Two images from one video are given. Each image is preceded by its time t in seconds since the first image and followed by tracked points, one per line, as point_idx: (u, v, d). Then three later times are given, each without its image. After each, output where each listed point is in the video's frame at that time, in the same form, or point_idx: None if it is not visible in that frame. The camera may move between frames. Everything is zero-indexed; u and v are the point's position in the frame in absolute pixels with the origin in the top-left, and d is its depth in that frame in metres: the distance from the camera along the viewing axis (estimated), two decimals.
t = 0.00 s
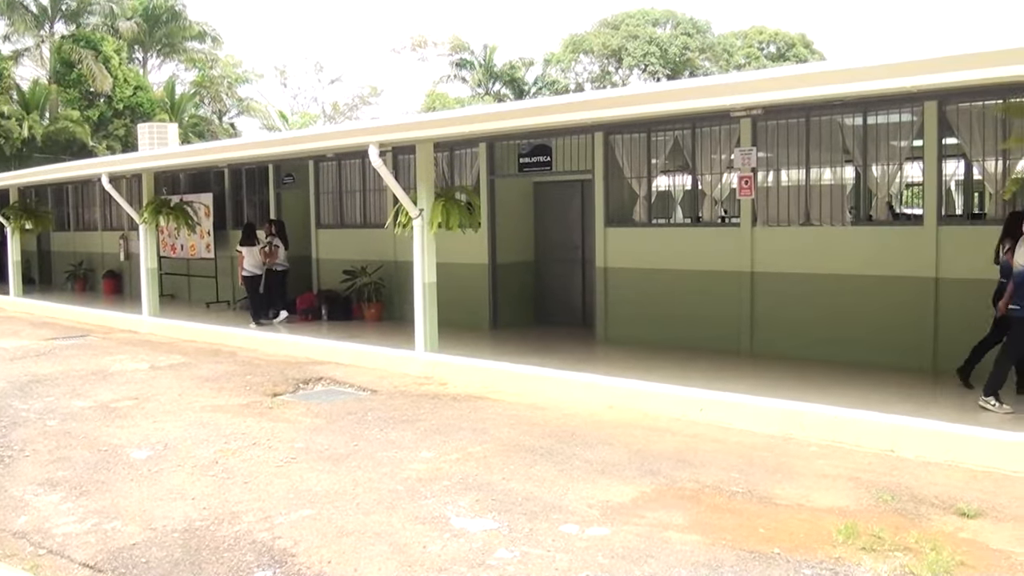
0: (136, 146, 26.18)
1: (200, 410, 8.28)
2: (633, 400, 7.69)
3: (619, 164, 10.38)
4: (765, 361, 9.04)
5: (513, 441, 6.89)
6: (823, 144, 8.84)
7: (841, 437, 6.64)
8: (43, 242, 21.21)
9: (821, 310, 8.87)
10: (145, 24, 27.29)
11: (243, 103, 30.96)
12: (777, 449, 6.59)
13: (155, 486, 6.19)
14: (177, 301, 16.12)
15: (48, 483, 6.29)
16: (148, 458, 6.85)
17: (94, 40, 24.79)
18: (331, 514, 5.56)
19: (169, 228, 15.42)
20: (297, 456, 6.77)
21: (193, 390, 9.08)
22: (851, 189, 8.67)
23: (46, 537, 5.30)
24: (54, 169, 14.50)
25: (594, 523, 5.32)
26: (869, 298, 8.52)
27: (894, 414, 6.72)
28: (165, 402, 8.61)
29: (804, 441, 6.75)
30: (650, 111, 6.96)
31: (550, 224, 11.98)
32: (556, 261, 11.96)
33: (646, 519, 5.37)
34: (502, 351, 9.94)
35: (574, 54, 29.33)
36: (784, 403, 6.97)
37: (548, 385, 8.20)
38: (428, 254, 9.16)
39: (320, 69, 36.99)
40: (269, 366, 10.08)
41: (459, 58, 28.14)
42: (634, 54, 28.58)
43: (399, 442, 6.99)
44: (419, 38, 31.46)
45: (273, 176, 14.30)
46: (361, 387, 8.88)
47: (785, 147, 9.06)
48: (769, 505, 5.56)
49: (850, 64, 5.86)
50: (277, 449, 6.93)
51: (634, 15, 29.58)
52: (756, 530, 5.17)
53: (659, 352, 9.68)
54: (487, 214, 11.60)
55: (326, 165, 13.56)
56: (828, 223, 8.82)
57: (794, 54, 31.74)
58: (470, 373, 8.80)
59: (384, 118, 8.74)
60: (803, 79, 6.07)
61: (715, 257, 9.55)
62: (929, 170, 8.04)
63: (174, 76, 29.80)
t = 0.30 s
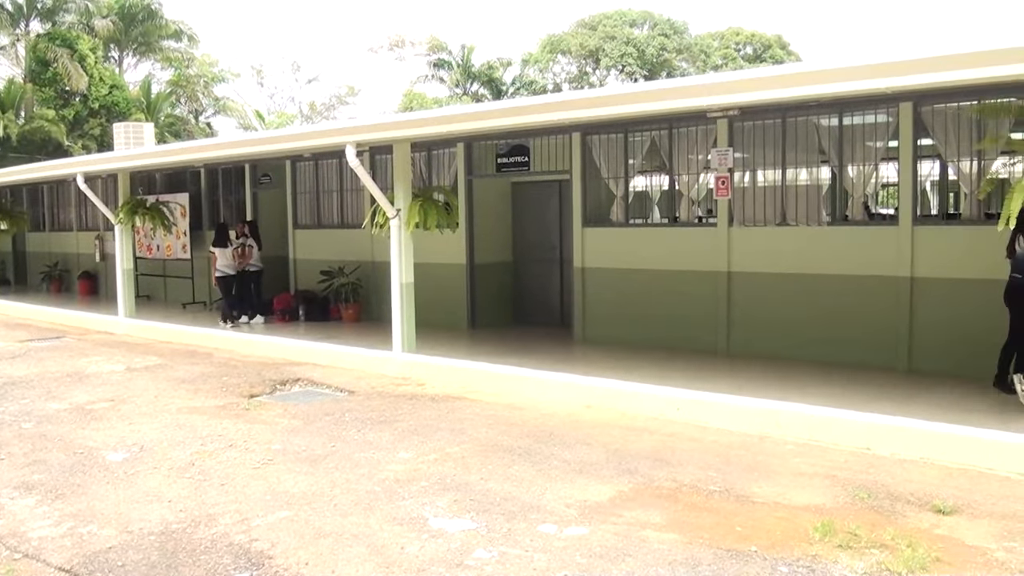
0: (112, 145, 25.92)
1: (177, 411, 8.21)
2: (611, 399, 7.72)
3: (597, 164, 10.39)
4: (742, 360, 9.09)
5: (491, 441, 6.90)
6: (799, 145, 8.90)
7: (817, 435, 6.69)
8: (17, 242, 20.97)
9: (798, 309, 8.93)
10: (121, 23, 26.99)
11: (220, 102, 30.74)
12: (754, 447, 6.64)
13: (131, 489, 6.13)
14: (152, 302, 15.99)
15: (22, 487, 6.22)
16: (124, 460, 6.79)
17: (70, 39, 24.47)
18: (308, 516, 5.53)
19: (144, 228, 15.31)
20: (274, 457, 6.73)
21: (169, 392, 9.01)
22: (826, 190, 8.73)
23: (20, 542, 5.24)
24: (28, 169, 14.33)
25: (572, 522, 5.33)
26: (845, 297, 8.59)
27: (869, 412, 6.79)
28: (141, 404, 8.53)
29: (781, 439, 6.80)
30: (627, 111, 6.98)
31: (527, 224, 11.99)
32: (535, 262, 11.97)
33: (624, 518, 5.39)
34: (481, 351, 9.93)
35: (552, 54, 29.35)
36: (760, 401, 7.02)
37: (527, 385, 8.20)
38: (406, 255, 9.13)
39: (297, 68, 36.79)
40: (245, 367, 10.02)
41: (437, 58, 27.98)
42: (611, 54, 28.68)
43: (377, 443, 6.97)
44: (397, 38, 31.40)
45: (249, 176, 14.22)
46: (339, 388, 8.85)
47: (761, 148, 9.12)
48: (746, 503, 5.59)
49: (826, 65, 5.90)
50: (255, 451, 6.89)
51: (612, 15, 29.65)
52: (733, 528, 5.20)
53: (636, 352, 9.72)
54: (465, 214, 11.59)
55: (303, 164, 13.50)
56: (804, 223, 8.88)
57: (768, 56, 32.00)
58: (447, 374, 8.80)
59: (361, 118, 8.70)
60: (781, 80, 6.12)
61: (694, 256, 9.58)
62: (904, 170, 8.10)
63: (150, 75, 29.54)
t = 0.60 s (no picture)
0: (86, 145, 25.65)
1: (151, 413, 8.14)
2: (588, 399, 7.73)
3: (573, 165, 10.41)
4: (718, 359, 9.13)
5: (468, 441, 6.89)
6: (774, 145, 8.95)
7: (792, 434, 6.74)
8: None
9: (773, 309, 9.00)
10: (96, 22, 26.70)
11: (195, 101, 30.49)
12: (729, 446, 6.67)
13: (105, 492, 6.07)
14: (127, 303, 15.85)
15: None
16: (98, 463, 6.72)
17: (44, 37, 23.93)
18: (284, 518, 5.51)
19: (119, 229, 15.19)
20: (249, 459, 6.70)
21: (144, 394, 8.93)
22: (801, 190, 8.80)
23: None
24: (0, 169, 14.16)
25: (549, 522, 5.34)
26: (820, 297, 8.66)
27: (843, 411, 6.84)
28: (115, 406, 8.45)
29: (757, 438, 6.84)
30: (603, 112, 7.00)
31: (504, 224, 11.99)
32: (511, 262, 11.98)
33: (600, 518, 5.40)
34: (458, 351, 9.92)
35: (528, 54, 29.14)
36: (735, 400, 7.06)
37: (504, 385, 8.20)
38: (382, 256, 9.10)
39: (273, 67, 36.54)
40: (221, 368, 9.95)
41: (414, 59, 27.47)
42: (588, 55, 28.68)
43: (353, 444, 6.95)
44: (373, 37, 31.30)
45: (225, 176, 14.13)
46: (315, 389, 8.81)
47: (736, 149, 9.17)
48: (722, 502, 5.61)
49: (802, 66, 5.94)
50: (230, 453, 6.85)
51: (588, 15, 29.65)
52: (709, 527, 5.22)
53: (612, 352, 9.74)
54: (442, 215, 11.57)
55: (278, 164, 13.43)
56: (778, 223, 8.95)
57: (746, 57, 32.37)
58: (424, 374, 8.78)
59: (337, 118, 8.66)
60: (756, 81, 6.16)
61: (671, 257, 9.62)
62: (878, 171, 8.18)
63: (125, 74, 29.27)
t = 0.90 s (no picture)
0: (59, 145, 25.26)
1: (125, 416, 8.06)
2: (564, 399, 7.74)
3: (549, 166, 10.43)
4: (694, 358, 9.18)
5: (443, 441, 6.88)
6: (748, 146, 9.01)
7: (767, 432, 6.79)
8: None
9: (748, 308, 9.05)
10: (69, 20, 26.32)
11: (170, 101, 30.20)
12: (704, 445, 6.71)
13: (79, 496, 6.01)
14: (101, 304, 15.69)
15: None
16: (72, 466, 6.65)
17: (17, 35, 23.20)
18: (259, 520, 5.47)
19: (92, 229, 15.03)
20: (224, 461, 6.65)
21: (117, 396, 8.85)
22: (775, 191, 8.86)
23: None
24: None
25: (525, 522, 5.34)
26: (795, 296, 8.73)
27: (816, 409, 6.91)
28: (89, 409, 8.36)
29: (731, 436, 6.88)
30: (579, 112, 7.01)
31: (479, 225, 11.99)
32: (487, 262, 11.98)
33: (576, 517, 5.41)
34: (434, 352, 9.91)
35: (504, 55, 28.98)
36: (710, 399, 7.10)
37: (480, 386, 8.20)
38: (357, 256, 9.07)
39: (248, 67, 36.27)
40: (196, 369, 9.88)
41: (388, 58, 27.58)
42: (564, 56, 28.59)
43: (329, 445, 6.92)
44: (348, 36, 31.17)
45: (199, 176, 14.02)
46: (289, 390, 8.77)
47: (710, 150, 9.22)
48: (697, 501, 5.64)
49: (776, 67, 5.98)
50: (205, 455, 6.80)
51: (564, 17, 29.55)
52: (685, 525, 5.25)
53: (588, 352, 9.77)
54: (417, 215, 11.55)
55: (253, 164, 13.36)
56: (752, 223, 9.00)
57: (721, 58, 32.68)
58: (401, 374, 8.76)
59: (313, 118, 8.63)
60: (731, 82, 6.20)
61: (647, 257, 9.66)
62: (852, 171, 8.26)
63: (99, 73, 28.94)
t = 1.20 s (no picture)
0: (32, 144, 24.87)
1: (99, 418, 7.98)
2: (540, 398, 7.75)
3: (525, 165, 10.43)
4: (669, 357, 9.22)
5: (419, 442, 6.87)
6: (722, 147, 9.06)
7: (741, 431, 6.83)
8: None
9: (723, 307, 9.10)
10: (43, 18, 25.95)
11: (144, 100, 29.94)
12: (679, 444, 6.74)
13: (52, 499, 5.94)
14: (74, 305, 15.53)
15: None
16: (44, 469, 6.57)
17: None
18: (234, 522, 5.43)
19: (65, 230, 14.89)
20: (198, 463, 6.60)
21: (91, 398, 8.75)
22: (749, 191, 8.91)
23: None
24: None
25: (501, 522, 5.34)
26: (769, 296, 8.78)
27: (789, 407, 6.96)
28: (62, 411, 8.27)
29: (706, 435, 6.92)
30: (554, 112, 7.02)
31: (455, 225, 11.98)
32: (463, 262, 11.98)
33: (552, 516, 5.42)
34: (409, 352, 9.89)
35: (480, 55, 28.96)
36: (686, 399, 7.14)
37: (456, 386, 8.20)
38: (332, 256, 9.03)
39: (223, 65, 36.01)
40: (170, 371, 9.81)
41: (364, 57, 27.54)
42: (539, 56, 28.47)
43: (304, 446, 6.89)
44: (323, 35, 31.04)
45: (173, 176, 13.91)
46: (264, 391, 8.71)
47: (685, 150, 9.26)
48: (672, 499, 5.67)
49: (751, 68, 6.02)
50: (179, 457, 6.74)
51: (540, 17, 29.35)
52: (660, 524, 5.27)
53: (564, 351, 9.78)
54: (393, 215, 11.52)
55: (227, 164, 13.28)
56: (726, 223, 9.05)
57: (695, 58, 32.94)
58: (376, 375, 8.73)
59: (287, 117, 8.58)
60: (705, 82, 6.24)
61: (622, 257, 9.69)
62: (826, 171, 8.33)
63: (72, 71, 28.63)
